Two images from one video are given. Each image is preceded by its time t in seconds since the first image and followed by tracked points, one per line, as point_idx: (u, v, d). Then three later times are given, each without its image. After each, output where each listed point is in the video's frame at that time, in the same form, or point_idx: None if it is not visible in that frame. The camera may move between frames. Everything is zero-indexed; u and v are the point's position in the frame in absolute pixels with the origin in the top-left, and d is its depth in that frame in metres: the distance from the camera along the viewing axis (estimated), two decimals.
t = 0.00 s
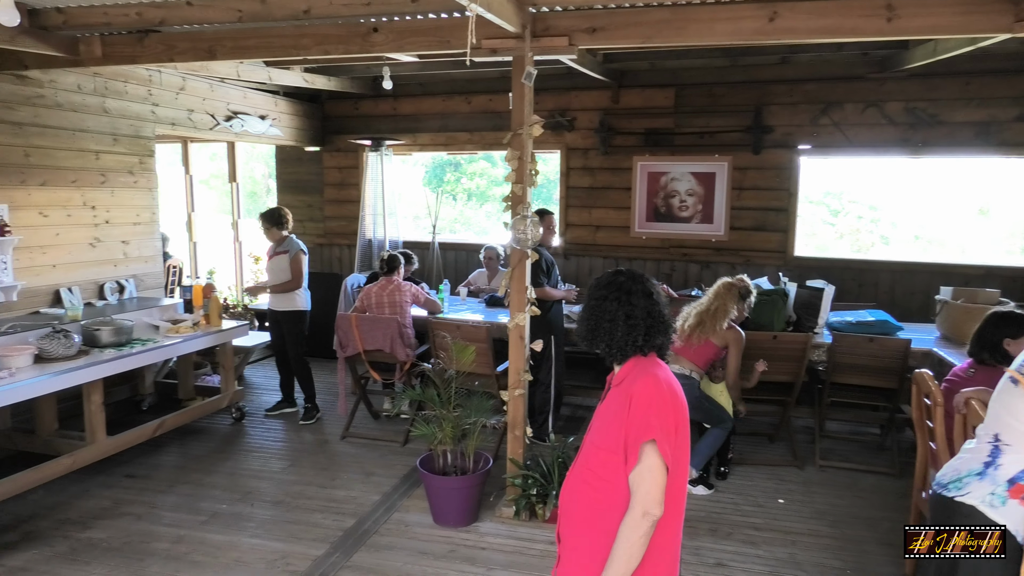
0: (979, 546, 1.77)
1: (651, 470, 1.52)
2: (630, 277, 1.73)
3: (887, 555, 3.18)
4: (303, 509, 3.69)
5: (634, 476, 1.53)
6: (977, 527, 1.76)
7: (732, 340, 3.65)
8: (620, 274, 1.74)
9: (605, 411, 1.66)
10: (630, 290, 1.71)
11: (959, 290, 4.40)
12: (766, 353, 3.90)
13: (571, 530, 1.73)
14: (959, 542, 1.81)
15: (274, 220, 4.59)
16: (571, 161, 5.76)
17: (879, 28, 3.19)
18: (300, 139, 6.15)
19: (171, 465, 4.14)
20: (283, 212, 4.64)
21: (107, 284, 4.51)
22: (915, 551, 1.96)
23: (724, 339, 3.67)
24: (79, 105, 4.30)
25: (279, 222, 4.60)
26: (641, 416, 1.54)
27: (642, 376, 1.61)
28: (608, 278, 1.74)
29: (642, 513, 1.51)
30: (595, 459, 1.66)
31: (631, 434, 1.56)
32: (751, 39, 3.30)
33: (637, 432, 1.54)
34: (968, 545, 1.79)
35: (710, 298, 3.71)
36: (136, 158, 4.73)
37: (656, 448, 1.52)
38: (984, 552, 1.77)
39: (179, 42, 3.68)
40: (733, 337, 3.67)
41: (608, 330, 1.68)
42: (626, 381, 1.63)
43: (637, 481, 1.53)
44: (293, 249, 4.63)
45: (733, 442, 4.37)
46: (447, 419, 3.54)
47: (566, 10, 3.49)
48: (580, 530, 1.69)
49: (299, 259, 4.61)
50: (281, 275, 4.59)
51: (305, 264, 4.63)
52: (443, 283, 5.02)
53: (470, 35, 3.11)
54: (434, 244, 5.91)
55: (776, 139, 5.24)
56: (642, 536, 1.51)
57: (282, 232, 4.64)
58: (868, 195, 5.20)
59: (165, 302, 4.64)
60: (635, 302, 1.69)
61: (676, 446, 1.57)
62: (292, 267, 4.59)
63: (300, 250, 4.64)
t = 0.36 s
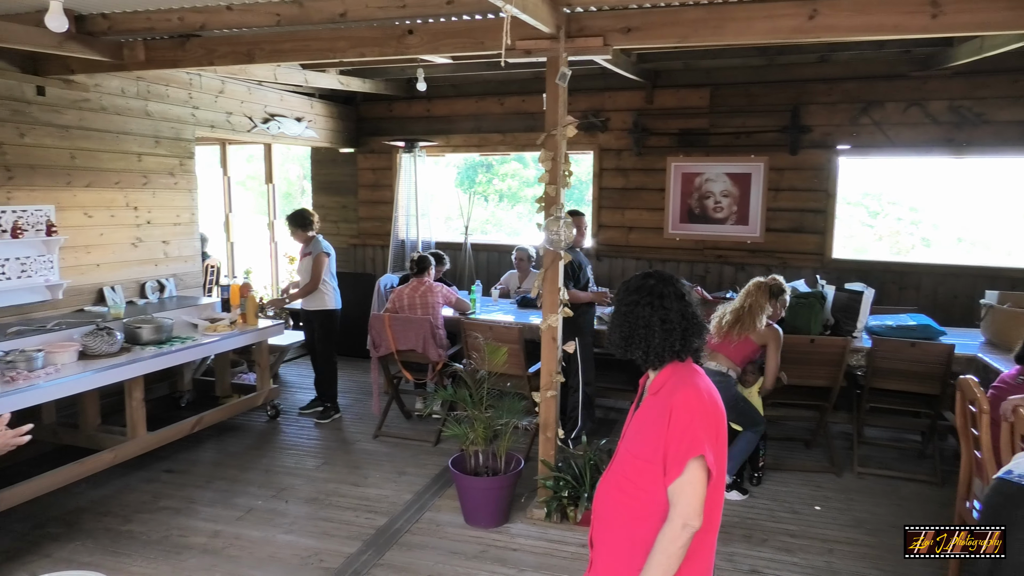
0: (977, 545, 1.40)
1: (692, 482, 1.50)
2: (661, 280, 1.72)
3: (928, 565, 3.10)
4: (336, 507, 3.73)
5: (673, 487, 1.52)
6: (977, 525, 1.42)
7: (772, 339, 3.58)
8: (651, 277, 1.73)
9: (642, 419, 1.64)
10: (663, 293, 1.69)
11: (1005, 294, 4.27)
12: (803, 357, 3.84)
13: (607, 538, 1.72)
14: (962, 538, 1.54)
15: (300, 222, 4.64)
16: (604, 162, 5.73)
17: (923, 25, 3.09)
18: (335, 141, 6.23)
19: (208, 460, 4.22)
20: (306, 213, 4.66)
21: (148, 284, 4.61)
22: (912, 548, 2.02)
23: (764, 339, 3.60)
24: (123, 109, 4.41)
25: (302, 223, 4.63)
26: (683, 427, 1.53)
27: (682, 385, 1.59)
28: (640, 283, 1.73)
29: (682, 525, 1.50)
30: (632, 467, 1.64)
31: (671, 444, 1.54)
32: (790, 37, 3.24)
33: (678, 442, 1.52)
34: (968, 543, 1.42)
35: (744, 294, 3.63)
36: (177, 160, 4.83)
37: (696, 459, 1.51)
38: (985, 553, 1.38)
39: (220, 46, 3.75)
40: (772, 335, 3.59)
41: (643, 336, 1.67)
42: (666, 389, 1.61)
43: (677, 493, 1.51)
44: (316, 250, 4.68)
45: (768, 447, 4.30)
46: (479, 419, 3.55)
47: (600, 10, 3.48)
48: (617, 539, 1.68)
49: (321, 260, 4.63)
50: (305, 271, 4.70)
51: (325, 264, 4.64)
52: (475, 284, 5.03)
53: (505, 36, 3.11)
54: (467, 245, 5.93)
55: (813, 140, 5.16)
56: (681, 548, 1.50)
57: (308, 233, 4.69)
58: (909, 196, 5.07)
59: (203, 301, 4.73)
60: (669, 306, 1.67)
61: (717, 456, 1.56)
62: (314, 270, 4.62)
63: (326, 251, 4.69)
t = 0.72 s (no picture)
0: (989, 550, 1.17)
1: (729, 491, 1.51)
2: (686, 281, 1.70)
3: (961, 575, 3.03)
4: (361, 504, 3.75)
5: (710, 495, 1.53)
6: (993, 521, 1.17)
7: (798, 308, 3.49)
8: (675, 279, 1.72)
9: (671, 425, 1.63)
10: (689, 295, 1.68)
11: None
12: (832, 361, 3.78)
13: (635, 545, 1.71)
14: None
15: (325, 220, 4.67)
16: (630, 162, 5.71)
17: (960, 23, 3.02)
18: (362, 141, 6.28)
19: (236, 456, 4.28)
20: (333, 213, 4.68)
21: (179, 281, 4.69)
22: (914, 550, 3.12)
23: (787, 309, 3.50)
24: (156, 109, 4.49)
25: (328, 224, 4.66)
26: (717, 435, 1.52)
27: (713, 391, 1.58)
28: (663, 284, 1.71)
29: (720, 534, 1.50)
30: (662, 474, 1.63)
31: (705, 452, 1.54)
32: (822, 36, 3.17)
33: (712, 450, 1.52)
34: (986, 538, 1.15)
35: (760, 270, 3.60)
36: (208, 159, 4.91)
37: (733, 466, 1.51)
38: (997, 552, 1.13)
39: (251, 47, 3.79)
40: (798, 304, 3.50)
41: (670, 339, 1.65)
42: (694, 395, 1.60)
43: (714, 501, 1.52)
44: (341, 250, 4.72)
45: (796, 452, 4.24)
46: (503, 419, 3.55)
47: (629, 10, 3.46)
48: (646, 546, 1.68)
49: (344, 261, 4.67)
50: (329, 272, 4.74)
51: (348, 265, 4.66)
52: (501, 283, 5.03)
53: (533, 36, 3.10)
54: (492, 245, 5.94)
55: (845, 140, 5.08)
56: (719, 555, 1.51)
57: (333, 232, 4.72)
58: (942, 198, 4.97)
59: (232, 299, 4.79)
60: (695, 309, 1.66)
61: (751, 461, 1.57)
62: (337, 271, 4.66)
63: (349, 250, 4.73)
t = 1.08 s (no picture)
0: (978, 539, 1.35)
1: (769, 499, 1.49)
2: (720, 284, 1.67)
3: None
4: (391, 501, 3.77)
5: (750, 503, 1.51)
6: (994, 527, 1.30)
7: (807, 277, 3.36)
8: (709, 281, 1.68)
9: (708, 431, 1.60)
10: (724, 298, 1.65)
11: None
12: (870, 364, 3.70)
13: (666, 550, 1.69)
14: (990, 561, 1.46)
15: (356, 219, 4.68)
16: (663, 160, 5.65)
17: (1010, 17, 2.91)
18: (394, 139, 6.32)
19: (269, 450, 4.34)
20: (364, 211, 4.71)
21: (215, 277, 4.78)
22: (915, 550, 3.20)
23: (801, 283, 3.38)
24: (194, 108, 4.57)
25: (360, 222, 4.70)
26: (757, 442, 1.50)
27: (751, 396, 1.55)
28: (696, 286, 1.68)
29: (760, 542, 1.49)
30: (698, 481, 1.61)
31: (744, 459, 1.51)
32: (863, 31, 3.08)
33: (753, 458, 1.50)
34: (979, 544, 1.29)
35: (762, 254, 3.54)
36: (243, 158, 4.98)
37: (774, 475, 1.48)
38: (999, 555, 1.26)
39: (286, 47, 3.83)
40: (806, 272, 3.37)
41: (704, 342, 1.62)
42: (732, 400, 1.57)
43: (754, 509, 1.50)
44: (372, 249, 4.74)
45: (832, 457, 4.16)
46: (533, 418, 3.54)
47: (663, 6, 3.42)
48: (678, 551, 1.66)
49: (377, 259, 4.69)
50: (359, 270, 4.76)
51: (379, 263, 4.67)
52: (531, 282, 5.02)
53: (566, 34, 3.08)
54: (523, 244, 5.94)
55: (884, 138, 4.96)
56: (759, 564, 1.49)
57: (364, 231, 4.75)
58: (985, 197, 4.80)
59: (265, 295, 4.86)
60: (730, 312, 1.63)
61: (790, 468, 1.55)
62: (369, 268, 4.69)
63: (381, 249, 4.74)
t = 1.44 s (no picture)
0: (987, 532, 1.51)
1: (799, 505, 1.46)
2: (754, 285, 1.62)
3: None
4: (420, 497, 3.79)
5: (778, 509, 1.48)
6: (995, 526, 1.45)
7: (829, 273, 3.37)
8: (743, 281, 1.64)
9: (738, 434, 1.58)
10: (758, 300, 1.60)
11: None
12: (908, 368, 3.61)
13: (696, 553, 1.68)
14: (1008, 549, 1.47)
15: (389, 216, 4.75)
16: (697, 159, 5.59)
17: None
18: (425, 138, 6.36)
19: (301, 445, 4.40)
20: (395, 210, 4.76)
21: (249, 274, 4.85)
22: (915, 550, 3.20)
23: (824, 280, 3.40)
24: (230, 107, 4.64)
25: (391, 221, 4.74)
26: (786, 448, 1.47)
27: (782, 401, 1.52)
28: (729, 287, 1.65)
29: (788, 549, 1.46)
30: (728, 485, 1.59)
31: (773, 465, 1.49)
32: (905, 27, 3.00)
33: (781, 464, 1.47)
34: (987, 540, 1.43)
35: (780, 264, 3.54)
36: (278, 156, 5.05)
37: (803, 481, 1.46)
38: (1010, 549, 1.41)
39: (320, 45, 3.86)
40: (827, 269, 3.37)
41: (735, 345, 1.59)
42: (762, 403, 1.55)
43: (782, 515, 1.48)
44: (405, 246, 4.76)
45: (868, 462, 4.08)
46: (563, 418, 3.53)
47: (699, 3, 3.37)
48: (707, 555, 1.64)
49: (411, 256, 4.72)
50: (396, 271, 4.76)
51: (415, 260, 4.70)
52: (562, 281, 5.01)
53: (600, 31, 3.06)
54: (553, 242, 5.92)
55: (925, 137, 4.85)
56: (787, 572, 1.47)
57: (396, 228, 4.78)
58: None
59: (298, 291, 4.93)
60: (763, 314, 1.58)
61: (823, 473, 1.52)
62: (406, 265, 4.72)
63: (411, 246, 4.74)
